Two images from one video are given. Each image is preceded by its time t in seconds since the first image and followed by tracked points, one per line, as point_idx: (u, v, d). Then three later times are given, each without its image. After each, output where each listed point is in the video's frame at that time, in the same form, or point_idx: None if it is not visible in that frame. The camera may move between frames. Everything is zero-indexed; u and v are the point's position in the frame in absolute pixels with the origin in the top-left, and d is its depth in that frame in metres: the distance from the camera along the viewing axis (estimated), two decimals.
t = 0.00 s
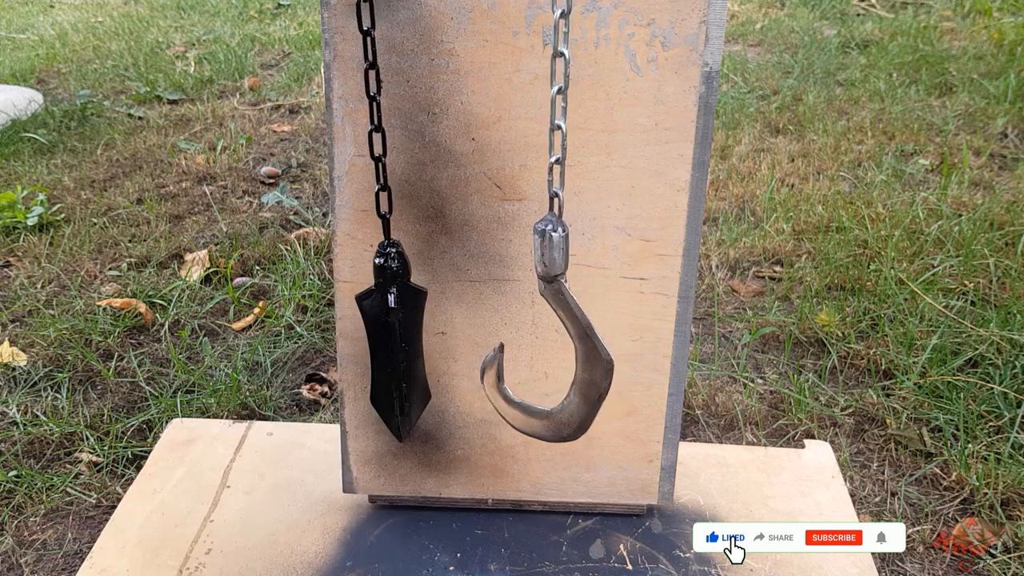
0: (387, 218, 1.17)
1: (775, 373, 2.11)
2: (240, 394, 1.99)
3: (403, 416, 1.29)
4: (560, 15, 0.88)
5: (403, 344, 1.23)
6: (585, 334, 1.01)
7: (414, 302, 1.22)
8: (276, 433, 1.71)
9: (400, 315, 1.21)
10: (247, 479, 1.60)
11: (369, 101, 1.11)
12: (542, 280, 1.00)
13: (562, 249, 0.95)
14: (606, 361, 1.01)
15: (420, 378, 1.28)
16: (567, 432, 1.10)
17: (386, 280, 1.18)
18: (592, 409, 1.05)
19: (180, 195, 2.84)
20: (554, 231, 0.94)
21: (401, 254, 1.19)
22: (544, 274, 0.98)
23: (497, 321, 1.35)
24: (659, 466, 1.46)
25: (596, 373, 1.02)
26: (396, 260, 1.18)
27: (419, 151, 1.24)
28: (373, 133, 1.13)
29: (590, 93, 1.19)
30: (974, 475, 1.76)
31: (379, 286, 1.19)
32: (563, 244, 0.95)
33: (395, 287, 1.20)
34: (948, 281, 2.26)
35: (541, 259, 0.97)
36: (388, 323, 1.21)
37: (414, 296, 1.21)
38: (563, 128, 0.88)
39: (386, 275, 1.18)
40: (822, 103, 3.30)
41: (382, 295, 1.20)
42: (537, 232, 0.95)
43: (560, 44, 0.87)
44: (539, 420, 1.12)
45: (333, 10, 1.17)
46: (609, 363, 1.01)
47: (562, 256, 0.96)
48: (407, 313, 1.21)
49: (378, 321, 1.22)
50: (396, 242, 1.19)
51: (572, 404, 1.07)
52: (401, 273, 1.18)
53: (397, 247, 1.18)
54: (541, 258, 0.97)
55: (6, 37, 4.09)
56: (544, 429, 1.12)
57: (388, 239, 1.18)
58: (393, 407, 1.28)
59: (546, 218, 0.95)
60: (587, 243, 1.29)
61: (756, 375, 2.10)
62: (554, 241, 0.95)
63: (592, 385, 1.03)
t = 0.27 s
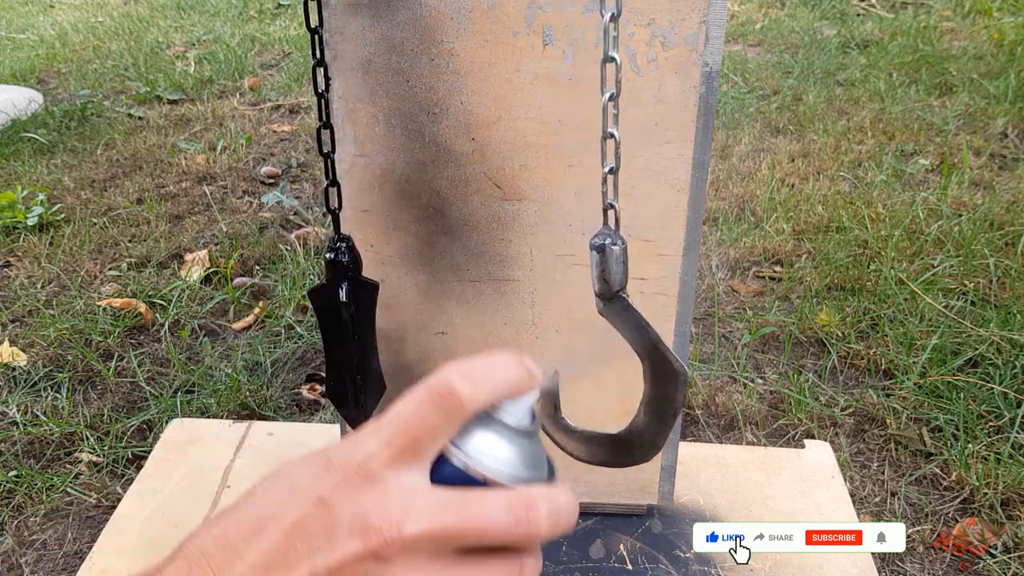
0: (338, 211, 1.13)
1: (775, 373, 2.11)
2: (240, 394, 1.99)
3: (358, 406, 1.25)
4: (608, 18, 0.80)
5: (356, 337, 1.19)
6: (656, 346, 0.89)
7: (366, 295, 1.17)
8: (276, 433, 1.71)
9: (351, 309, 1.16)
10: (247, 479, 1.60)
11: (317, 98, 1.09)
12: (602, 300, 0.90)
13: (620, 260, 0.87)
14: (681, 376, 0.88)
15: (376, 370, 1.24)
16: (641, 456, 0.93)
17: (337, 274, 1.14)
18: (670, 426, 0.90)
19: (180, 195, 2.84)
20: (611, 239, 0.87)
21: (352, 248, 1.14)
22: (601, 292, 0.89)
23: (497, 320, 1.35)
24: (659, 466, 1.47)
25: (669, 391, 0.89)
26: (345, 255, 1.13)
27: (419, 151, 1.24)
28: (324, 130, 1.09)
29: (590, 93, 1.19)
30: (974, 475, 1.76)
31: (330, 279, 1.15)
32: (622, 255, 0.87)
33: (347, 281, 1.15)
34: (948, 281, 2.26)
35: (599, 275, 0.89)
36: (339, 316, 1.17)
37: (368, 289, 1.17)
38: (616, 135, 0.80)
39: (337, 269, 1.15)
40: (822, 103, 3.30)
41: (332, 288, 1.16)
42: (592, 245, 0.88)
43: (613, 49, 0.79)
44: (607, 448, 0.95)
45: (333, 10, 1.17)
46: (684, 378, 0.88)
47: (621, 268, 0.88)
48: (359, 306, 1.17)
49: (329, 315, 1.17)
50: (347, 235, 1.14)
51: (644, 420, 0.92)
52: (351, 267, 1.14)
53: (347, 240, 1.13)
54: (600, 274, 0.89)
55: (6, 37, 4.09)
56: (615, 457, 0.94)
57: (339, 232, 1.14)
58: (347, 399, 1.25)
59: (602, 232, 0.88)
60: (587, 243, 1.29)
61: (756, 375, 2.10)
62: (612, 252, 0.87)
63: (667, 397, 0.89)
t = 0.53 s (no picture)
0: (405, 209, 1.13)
1: (776, 373, 2.11)
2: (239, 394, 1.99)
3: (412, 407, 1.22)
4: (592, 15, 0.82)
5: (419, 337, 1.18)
6: (630, 336, 0.94)
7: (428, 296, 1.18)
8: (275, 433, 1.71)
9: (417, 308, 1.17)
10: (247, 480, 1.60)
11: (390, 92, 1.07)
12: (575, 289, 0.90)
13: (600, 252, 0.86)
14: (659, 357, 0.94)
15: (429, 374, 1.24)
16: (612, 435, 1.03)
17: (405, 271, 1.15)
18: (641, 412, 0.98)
19: (179, 195, 2.84)
20: (593, 231, 0.86)
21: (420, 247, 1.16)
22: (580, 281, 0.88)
23: (497, 321, 1.35)
24: (659, 466, 1.46)
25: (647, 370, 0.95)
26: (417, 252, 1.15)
27: (418, 151, 1.24)
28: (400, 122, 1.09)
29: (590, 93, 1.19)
30: (975, 475, 1.76)
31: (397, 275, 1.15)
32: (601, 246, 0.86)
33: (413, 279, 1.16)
34: (949, 281, 2.25)
35: (576, 265, 0.88)
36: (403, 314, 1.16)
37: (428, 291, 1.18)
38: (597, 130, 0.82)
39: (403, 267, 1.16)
40: (822, 103, 3.29)
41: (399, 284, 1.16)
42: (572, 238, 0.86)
43: (593, 45, 0.82)
44: (575, 430, 1.06)
45: (333, 10, 1.17)
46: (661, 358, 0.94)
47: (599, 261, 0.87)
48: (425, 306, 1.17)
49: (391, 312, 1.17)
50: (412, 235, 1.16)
51: (613, 403, 1.00)
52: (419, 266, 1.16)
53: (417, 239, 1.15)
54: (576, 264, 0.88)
55: (5, 37, 4.09)
56: (584, 434, 1.05)
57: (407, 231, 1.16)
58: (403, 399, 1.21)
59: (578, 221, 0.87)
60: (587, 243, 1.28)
61: (757, 375, 2.10)
62: (590, 243, 0.86)
63: (638, 384, 0.97)
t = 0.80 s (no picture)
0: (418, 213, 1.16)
1: (775, 373, 2.12)
2: (241, 394, 2.00)
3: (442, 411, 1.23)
4: (558, 18, 0.89)
5: (440, 340, 1.19)
6: (601, 327, 1.03)
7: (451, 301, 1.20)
8: (276, 433, 1.72)
9: (435, 311, 1.20)
10: (247, 479, 1.61)
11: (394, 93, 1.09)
12: (547, 288, 0.99)
13: (572, 249, 0.97)
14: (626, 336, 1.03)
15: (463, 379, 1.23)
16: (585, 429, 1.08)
17: (420, 276, 1.19)
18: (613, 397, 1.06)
19: (181, 196, 2.85)
20: (564, 229, 0.97)
21: (434, 250, 1.19)
22: (554, 278, 0.98)
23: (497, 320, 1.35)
24: (659, 465, 1.47)
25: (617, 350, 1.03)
26: (429, 256, 1.18)
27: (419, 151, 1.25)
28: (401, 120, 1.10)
29: (590, 93, 1.20)
30: (974, 475, 1.77)
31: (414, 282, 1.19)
32: (573, 243, 0.97)
33: (431, 284, 1.20)
34: (947, 281, 2.26)
35: (549, 264, 0.98)
36: (425, 320, 1.20)
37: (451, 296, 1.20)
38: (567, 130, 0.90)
39: (420, 272, 1.19)
40: (821, 103, 3.30)
41: (417, 292, 1.20)
42: (546, 237, 0.97)
43: (561, 47, 0.89)
44: (546, 431, 1.08)
45: (334, 11, 1.17)
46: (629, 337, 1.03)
47: (570, 259, 0.98)
48: (443, 310, 1.20)
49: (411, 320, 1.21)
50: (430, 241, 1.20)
51: (588, 396, 1.07)
52: (435, 268, 1.19)
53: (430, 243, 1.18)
54: (548, 262, 0.98)
55: (7, 38, 4.10)
56: (556, 437, 1.09)
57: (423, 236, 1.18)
58: (432, 406, 1.23)
59: (551, 223, 0.98)
60: (588, 243, 1.29)
61: (756, 375, 2.11)
62: (562, 241, 0.97)
63: (611, 372, 1.04)
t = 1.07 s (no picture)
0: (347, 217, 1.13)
1: (775, 373, 2.12)
2: (241, 394, 2.00)
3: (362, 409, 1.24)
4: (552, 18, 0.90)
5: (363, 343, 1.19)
6: (595, 324, 1.03)
7: (376, 302, 1.18)
8: (276, 432, 1.72)
9: (360, 314, 1.17)
10: (248, 479, 1.61)
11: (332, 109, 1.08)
12: (541, 288, 1.00)
13: (566, 248, 0.98)
14: (617, 330, 1.04)
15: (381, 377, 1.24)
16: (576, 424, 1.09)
17: (346, 279, 1.15)
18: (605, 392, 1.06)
19: (181, 195, 2.85)
20: (558, 227, 0.97)
21: (362, 252, 1.15)
22: (548, 276, 0.98)
23: (497, 321, 1.35)
24: (659, 466, 1.47)
25: (608, 346, 1.04)
26: (356, 260, 1.14)
27: (419, 151, 1.25)
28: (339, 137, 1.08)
29: (589, 93, 1.20)
30: (974, 475, 1.77)
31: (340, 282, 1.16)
32: (567, 242, 0.97)
33: (356, 286, 1.16)
34: (947, 281, 2.26)
35: (543, 263, 0.98)
36: (348, 321, 1.18)
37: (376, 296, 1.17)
38: (561, 129, 0.91)
39: (346, 275, 1.15)
40: (821, 103, 3.30)
41: (343, 292, 1.16)
42: (541, 237, 0.97)
43: (553, 47, 0.90)
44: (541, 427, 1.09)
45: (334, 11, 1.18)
46: (619, 331, 1.04)
47: (565, 257, 0.98)
48: (368, 312, 1.18)
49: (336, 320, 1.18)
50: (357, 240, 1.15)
51: (580, 392, 1.07)
52: (362, 272, 1.15)
53: (357, 245, 1.14)
54: (542, 261, 0.98)
55: (7, 38, 4.10)
56: (548, 434, 1.09)
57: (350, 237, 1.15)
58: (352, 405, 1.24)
59: (545, 221, 0.98)
60: (588, 243, 1.29)
61: (756, 375, 2.11)
62: (557, 239, 0.97)
63: (604, 366, 1.05)
